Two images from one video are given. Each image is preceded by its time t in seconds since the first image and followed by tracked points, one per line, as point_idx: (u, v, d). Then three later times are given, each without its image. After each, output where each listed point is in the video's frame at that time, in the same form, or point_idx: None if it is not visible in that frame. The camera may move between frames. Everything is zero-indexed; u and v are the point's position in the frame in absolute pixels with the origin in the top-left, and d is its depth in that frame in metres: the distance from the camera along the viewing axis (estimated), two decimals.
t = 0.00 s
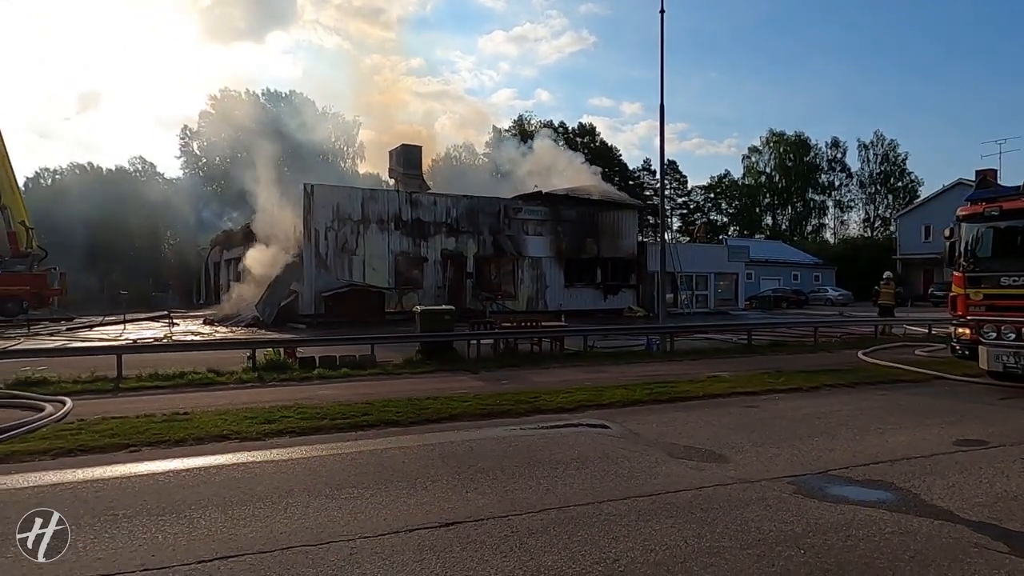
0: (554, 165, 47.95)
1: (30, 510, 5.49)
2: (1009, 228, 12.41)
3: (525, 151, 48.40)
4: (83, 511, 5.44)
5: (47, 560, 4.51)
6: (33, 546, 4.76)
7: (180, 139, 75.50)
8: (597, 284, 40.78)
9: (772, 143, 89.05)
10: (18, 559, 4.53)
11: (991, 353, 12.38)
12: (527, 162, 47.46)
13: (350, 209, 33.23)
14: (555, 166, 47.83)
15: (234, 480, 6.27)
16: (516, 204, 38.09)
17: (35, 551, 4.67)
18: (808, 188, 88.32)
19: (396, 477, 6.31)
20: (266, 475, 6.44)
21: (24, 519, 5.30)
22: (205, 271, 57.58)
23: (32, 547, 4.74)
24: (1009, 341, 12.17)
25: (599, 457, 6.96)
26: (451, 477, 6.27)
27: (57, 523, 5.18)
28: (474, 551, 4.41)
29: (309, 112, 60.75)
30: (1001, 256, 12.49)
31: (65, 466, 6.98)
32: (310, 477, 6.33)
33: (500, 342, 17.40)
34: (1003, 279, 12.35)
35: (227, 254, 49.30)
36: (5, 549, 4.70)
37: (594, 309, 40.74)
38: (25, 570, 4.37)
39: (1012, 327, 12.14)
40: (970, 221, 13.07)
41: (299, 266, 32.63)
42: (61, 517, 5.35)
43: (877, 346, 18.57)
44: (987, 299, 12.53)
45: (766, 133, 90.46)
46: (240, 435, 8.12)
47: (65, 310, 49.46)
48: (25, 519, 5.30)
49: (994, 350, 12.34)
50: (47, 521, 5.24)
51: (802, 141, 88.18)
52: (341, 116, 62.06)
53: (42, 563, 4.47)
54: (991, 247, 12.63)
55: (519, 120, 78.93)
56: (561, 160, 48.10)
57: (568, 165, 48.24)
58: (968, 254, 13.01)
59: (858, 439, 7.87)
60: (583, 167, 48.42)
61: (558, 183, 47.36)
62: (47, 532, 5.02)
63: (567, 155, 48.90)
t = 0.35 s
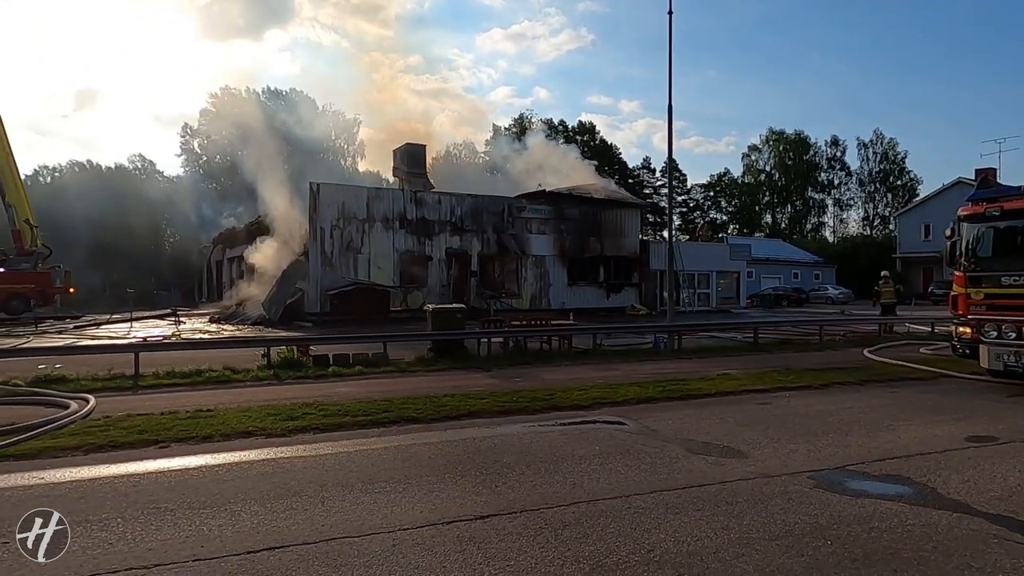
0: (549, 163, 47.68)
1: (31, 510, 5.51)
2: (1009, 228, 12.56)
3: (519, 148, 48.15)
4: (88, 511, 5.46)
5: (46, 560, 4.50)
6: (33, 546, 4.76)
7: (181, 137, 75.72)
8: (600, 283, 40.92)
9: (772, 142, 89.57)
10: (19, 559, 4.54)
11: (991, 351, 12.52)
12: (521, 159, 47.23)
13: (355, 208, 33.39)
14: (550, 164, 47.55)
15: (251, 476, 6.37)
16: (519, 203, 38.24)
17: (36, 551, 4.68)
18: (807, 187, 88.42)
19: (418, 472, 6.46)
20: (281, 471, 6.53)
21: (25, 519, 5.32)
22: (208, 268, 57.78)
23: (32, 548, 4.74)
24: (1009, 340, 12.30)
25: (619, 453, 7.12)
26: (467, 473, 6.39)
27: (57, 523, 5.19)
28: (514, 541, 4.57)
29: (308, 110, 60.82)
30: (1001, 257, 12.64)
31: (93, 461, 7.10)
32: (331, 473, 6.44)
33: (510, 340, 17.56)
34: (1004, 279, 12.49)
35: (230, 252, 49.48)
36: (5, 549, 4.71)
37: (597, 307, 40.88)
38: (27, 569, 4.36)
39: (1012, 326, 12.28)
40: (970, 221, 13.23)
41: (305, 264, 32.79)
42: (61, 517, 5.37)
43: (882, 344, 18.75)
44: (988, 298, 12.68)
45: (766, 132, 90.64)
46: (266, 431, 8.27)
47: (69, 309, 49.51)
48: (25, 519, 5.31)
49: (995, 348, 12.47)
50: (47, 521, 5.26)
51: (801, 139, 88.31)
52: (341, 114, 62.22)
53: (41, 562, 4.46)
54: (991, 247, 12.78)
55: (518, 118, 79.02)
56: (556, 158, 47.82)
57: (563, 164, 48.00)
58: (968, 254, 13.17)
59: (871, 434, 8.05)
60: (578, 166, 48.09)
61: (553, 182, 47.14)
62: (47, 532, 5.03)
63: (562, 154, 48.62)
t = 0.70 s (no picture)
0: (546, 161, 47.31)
1: (30, 511, 5.48)
2: (1017, 228, 12.55)
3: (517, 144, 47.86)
4: (93, 509, 5.47)
5: (46, 560, 4.49)
6: (33, 546, 4.74)
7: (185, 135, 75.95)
8: (607, 281, 40.97)
9: (777, 140, 89.41)
10: (17, 559, 4.51)
11: (1000, 351, 12.43)
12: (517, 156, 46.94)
13: (364, 207, 33.47)
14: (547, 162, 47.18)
15: (270, 475, 6.40)
16: (527, 201, 38.27)
17: (35, 551, 4.65)
18: (812, 185, 88.23)
19: (441, 470, 6.50)
20: (298, 470, 6.57)
21: (24, 519, 5.29)
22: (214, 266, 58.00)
23: (32, 548, 4.72)
24: (1019, 340, 12.24)
25: (643, 451, 7.17)
26: (487, 471, 6.43)
27: (57, 524, 5.17)
28: (551, 538, 4.63)
29: (314, 108, 60.62)
30: (1009, 256, 12.62)
31: (119, 458, 7.16)
32: (354, 471, 6.49)
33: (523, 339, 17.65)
34: (1013, 278, 12.44)
35: (237, 251, 49.62)
36: (5, 550, 4.68)
37: (604, 306, 40.94)
38: (30, 569, 4.35)
39: (1021, 326, 12.22)
40: (979, 221, 13.23)
41: (313, 262, 32.88)
42: (61, 517, 5.34)
43: (894, 343, 18.76)
44: (997, 298, 12.61)
45: (770, 130, 90.55)
46: (290, 429, 8.34)
47: (77, 306, 49.75)
48: (25, 518, 5.29)
49: (1004, 348, 12.39)
50: (47, 521, 5.23)
51: (806, 137, 88.10)
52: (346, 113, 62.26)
53: (43, 563, 4.45)
54: (999, 247, 12.77)
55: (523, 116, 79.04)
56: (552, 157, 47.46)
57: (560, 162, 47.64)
58: (977, 254, 13.12)
59: (892, 434, 8.09)
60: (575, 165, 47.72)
61: (549, 180, 46.83)
62: (47, 532, 5.01)
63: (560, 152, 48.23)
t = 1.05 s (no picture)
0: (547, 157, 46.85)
1: (30, 510, 5.38)
2: None
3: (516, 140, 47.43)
4: (104, 508, 5.40)
5: (46, 561, 4.40)
6: (33, 546, 4.65)
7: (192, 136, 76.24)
8: (616, 280, 40.97)
9: (782, 140, 89.23)
10: (17, 559, 4.43)
11: (1016, 349, 12.30)
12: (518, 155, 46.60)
13: (374, 206, 33.52)
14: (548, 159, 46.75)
15: (299, 472, 6.39)
16: (536, 200, 38.27)
17: (36, 551, 4.57)
18: (817, 185, 88.08)
19: (476, 466, 6.50)
20: (324, 466, 6.54)
21: (24, 519, 5.18)
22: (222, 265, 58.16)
23: (32, 548, 4.63)
24: None
25: (675, 447, 7.18)
26: (520, 467, 6.42)
27: (57, 523, 5.07)
28: (601, 532, 4.63)
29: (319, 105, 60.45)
30: None
31: (152, 455, 7.19)
32: (386, 467, 6.48)
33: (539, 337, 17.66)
34: None
35: (245, 250, 49.78)
36: (4, 549, 4.60)
37: (613, 305, 40.93)
38: (30, 569, 4.26)
39: None
40: (994, 218, 13.14)
41: (324, 261, 32.91)
42: (61, 517, 5.24)
43: (910, 342, 18.71)
44: (1011, 296, 12.49)
45: (775, 129, 90.47)
46: (319, 426, 8.36)
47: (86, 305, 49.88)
48: (24, 519, 5.18)
49: (1019, 346, 12.27)
50: (47, 521, 5.13)
51: (811, 137, 87.92)
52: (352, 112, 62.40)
53: (40, 563, 4.36)
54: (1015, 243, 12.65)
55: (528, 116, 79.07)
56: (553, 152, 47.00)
57: (561, 158, 47.09)
58: (992, 251, 13.00)
59: (924, 431, 8.08)
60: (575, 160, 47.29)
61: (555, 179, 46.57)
62: (47, 532, 4.91)
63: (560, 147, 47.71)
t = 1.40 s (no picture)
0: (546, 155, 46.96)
1: (31, 510, 5.48)
2: None
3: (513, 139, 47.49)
4: (115, 507, 5.51)
5: (47, 560, 4.51)
6: (33, 546, 4.74)
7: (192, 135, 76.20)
8: (620, 279, 41.02)
9: (782, 139, 89.17)
10: (17, 559, 4.53)
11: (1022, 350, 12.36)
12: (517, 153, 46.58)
13: (380, 206, 33.57)
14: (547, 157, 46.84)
15: (330, 473, 6.44)
16: (541, 200, 38.28)
17: (35, 551, 4.66)
18: (816, 184, 88.11)
19: (504, 467, 6.54)
20: (351, 468, 6.58)
21: (25, 519, 5.28)
22: (223, 265, 58.11)
23: (32, 547, 4.72)
24: None
25: (700, 448, 7.23)
26: (549, 469, 6.47)
27: (57, 523, 5.17)
28: (640, 535, 4.68)
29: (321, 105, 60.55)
30: None
31: (179, 456, 7.24)
32: (412, 469, 6.53)
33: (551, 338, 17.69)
34: None
35: (247, 250, 49.75)
36: (4, 550, 4.68)
37: (616, 305, 40.98)
38: (44, 569, 4.36)
39: None
40: (998, 218, 13.14)
41: (329, 261, 32.94)
42: (61, 517, 5.34)
43: (918, 341, 18.77)
44: (1018, 297, 12.49)
45: (775, 128, 90.42)
46: (342, 427, 8.41)
47: (89, 304, 49.87)
48: (24, 519, 5.27)
49: None
50: (47, 521, 5.22)
51: (811, 136, 87.89)
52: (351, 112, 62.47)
53: (40, 563, 4.46)
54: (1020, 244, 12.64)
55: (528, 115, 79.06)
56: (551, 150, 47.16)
57: (559, 156, 47.18)
58: (997, 251, 12.98)
59: (945, 431, 8.13)
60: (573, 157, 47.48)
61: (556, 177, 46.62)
62: (47, 532, 5.01)
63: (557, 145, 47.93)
